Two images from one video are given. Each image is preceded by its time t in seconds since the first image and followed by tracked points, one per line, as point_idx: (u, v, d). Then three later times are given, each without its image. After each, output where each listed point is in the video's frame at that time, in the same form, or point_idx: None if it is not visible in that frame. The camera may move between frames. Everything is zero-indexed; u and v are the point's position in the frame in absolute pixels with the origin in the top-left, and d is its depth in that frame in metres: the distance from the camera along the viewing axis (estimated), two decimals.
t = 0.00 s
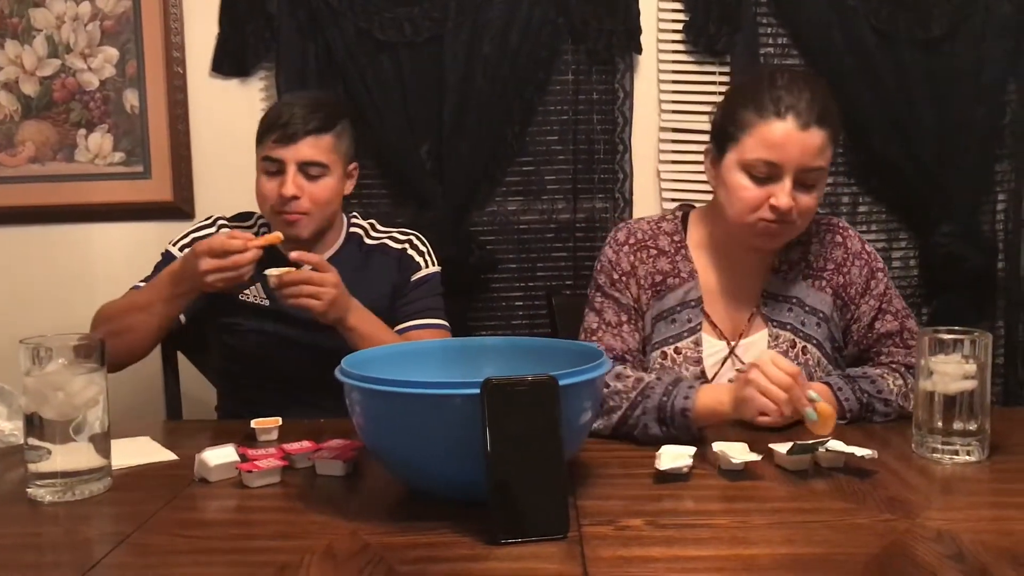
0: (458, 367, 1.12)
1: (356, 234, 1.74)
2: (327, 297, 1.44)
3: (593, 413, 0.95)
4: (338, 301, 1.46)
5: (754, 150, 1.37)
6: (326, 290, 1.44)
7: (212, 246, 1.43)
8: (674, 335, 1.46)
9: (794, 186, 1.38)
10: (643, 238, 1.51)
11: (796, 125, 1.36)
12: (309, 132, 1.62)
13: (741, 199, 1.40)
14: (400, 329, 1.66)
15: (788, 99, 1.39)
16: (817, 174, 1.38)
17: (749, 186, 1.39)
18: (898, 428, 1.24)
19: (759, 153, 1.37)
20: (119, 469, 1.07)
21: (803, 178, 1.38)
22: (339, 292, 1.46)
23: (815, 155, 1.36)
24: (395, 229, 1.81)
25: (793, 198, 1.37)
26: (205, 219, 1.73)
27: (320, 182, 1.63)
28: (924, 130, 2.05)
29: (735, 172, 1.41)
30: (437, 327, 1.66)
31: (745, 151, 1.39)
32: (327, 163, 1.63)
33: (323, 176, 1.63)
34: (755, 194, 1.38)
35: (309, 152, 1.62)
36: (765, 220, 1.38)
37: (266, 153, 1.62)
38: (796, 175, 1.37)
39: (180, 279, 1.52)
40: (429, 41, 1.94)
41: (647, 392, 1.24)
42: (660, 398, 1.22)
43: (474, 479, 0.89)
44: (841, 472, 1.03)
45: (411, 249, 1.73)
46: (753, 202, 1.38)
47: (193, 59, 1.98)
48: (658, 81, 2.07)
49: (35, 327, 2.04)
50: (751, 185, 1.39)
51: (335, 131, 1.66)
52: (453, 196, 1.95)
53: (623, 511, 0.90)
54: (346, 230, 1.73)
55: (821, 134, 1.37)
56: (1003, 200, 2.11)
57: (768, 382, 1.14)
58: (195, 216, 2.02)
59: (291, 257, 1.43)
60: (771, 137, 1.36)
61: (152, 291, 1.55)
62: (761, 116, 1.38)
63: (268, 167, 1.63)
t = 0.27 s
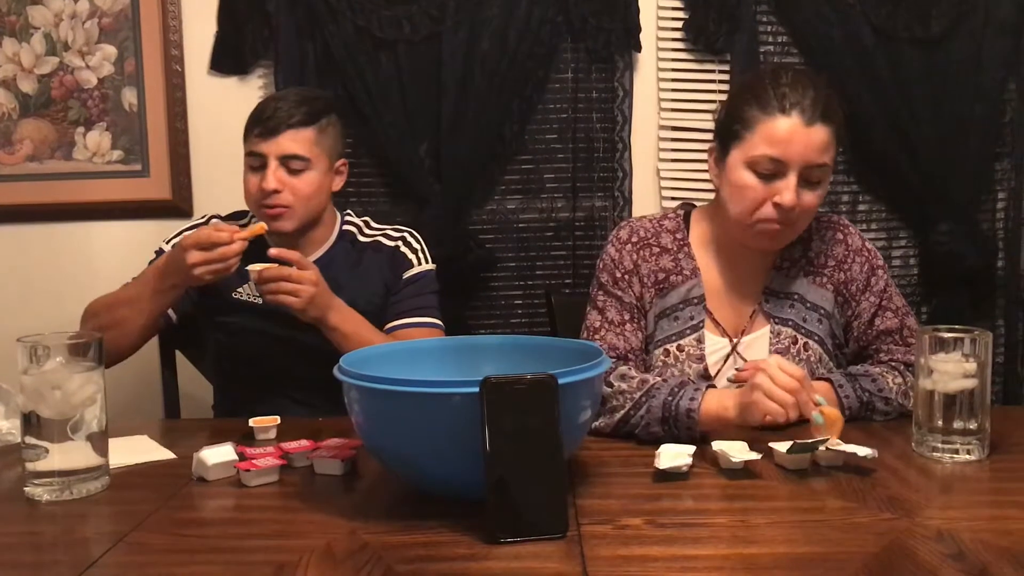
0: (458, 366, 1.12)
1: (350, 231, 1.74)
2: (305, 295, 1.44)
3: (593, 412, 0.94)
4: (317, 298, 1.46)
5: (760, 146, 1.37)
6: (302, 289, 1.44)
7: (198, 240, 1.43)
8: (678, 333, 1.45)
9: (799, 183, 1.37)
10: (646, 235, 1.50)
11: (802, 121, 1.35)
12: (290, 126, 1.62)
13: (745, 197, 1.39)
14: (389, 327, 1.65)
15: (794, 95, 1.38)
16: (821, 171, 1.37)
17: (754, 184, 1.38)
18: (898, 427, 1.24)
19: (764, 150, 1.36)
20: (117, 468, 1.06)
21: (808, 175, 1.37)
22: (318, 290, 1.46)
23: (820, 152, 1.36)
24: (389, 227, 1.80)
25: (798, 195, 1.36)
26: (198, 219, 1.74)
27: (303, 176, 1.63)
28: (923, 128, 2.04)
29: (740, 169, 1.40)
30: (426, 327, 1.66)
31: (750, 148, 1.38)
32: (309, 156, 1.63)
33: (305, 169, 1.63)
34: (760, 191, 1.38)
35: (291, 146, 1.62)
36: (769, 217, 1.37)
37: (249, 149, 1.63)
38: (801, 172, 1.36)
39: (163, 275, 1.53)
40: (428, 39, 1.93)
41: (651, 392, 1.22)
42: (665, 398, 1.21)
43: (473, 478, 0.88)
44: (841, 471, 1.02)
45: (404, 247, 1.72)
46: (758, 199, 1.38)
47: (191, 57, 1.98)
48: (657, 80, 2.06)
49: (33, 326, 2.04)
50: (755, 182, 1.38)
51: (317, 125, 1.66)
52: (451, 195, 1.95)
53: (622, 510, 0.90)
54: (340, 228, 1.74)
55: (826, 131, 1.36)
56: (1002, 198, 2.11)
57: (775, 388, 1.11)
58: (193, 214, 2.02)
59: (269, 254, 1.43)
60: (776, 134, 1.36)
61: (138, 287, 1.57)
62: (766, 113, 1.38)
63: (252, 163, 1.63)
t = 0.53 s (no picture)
0: (458, 365, 1.12)
1: (350, 233, 1.74)
2: (302, 295, 1.44)
3: (593, 412, 0.95)
4: (315, 299, 1.46)
5: (750, 139, 1.38)
6: (301, 291, 1.44)
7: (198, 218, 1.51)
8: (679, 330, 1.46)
9: (792, 175, 1.38)
10: (642, 235, 1.51)
11: (791, 113, 1.37)
12: (278, 120, 1.64)
13: (739, 191, 1.40)
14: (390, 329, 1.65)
15: (782, 89, 1.40)
16: (814, 162, 1.37)
17: (747, 177, 1.39)
18: (897, 426, 1.24)
19: (755, 142, 1.38)
20: (117, 467, 1.07)
21: (801, 166, 1.37)
22: (316, 290, 1.46)
23: (811, 142, 1.36)
24: (390, 227, 1.80)
25: (790, 185, 1.37)
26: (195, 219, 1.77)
27: (291, 169, 1.64)
28: (922, 128, 2.05)
29: (733, 165, 1.41)
30: (427, 327, 1.66)
31: (742, 142, 1.39)
32: (297, 150, 1.65)
33: (293, 163, 1.64)
34: (753, 184, 1.39)
35: (277, 139, 1.63)
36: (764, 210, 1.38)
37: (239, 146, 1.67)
38: (793, 164, 1.37)
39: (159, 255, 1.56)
40: (427, 39, 1.93)
41: (645, 394, 1.22)
42: (659, 405, 1.20)
43: (473, 477, 0.88)
44: (840, 471, 1.02)
45: (405, 247, 1.72)
46: (751, 192, 1.39)
47: (191, 56, 1.98)
48: (657, 80, 2.06)
49: (33, 325, 2.04)
50: (748, 176, 1.39)
51: (307, 120, 1.68)
52: (451, 194, 1.95)
53: (622, 510, 0.90)
54: (340, 228, 1.74)
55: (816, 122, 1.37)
56: (1002, 198, 2.11)
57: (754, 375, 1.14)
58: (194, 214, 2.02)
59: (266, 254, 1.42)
60: (765, 127, 1.37)
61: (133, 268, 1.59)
62: (756, 107, 1.39)
63: (243, 159, 1.66)
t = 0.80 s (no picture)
0: (459, 365, 1.12)
1: (354, 234, 1.74)
2: (310, 298, 1.45)
3: (593, 412, 0.95)
4: (322, 302, 1.46)
5: (752, 150, 1.39)
6: (309, 294, 1.44)
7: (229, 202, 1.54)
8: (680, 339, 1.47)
9: (797, 185, 1.38)
10: (652, 242, 1.52)
11: (793, 124, 1.37)
12: (281, 116, 1.65)
13: (743, 200, 1.40)
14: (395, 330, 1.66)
15: (785, 100, 1.41)
16: (818, 171, 1.38)
17: (751, 187, 1.40)
18: (897, 427, 1.24)
19: (759, 152, 1.38)
20: (119, 467, 1.07)
21: (805, 176, 1.38)
22: (323, 293, 1.47)
23: (814, 152, 1.37)
24: (395, 229, 1.80)
25: (795, 195, 1.37)
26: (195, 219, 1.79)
27: (293, 165, 1.65)
28: (922, 128, 2.05)
29: (737, 175, 1.42)
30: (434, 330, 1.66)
31: (745, 153, 1.40)
32: (298, 146, 1.65)
33: (295, 159, 1.65)
34: (757, 194, 1.39)
35: (279, 135, 1.65)
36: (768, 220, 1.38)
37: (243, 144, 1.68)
38: (797, 173, 1.37)
39: (176, 232, 1.58)
40: (428, 39, 1.93)
41: (643, 396, 1.22)
42: (657, 405, 1.20)
43: (474, 477, 0.89)
44: (841, 471, 1.03)
45: (409, 250, 1.72)
46: (756, 202, 1.39)
47: (192, 57, 1.98)
48: (658, 80, 2.07)
49: (34, 325, 2.04)
50: (752, 186, 1.40)
51: (309, 117, 1.68)
52: (452, 195, 1.95)
53: (622, 510, 0.90)
54: (344, 229, 1.74)
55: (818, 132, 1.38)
56: (1002, 199, 2.11)
57: (738, 380, 1.12)
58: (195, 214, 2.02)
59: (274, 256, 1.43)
60: (768, 137, 1.38)
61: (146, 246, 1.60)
62: (758, 119, 1.40)
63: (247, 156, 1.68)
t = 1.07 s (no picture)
0: (459, 366, 1.12)
1: (360, 235, 1.74)
2: (321, 296, 1.45)
3: (593, 413, 0.95)
4: (332, 301, 1.46)
5: (783, 182, 1.37)
6: (319, 293, 1.44)
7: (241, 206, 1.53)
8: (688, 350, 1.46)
9: (824, 223, 1.36)
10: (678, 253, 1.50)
11: (825, 159, 1.36)
12: (281, 120, 1.65)
13: (770, 233, 1.38)
14: (400, 331, 1.66)
15: (818, 136, 1.39)
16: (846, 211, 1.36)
17: (779, 221, 1.38)
18: (897, 427, 1.24)
19: (790, 186, 1.36)
20: (119, 468, 1.07)
21: (833, 214, 1.36)
22: (334, 291, 1.47)
23: (844, 191, 1.35)
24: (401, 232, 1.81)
25: (821, 232, 1.35)
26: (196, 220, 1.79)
27: (296, 167, 1.65)
28: (923, 130, 2.05)
29: (765, 207, 1.39)
30: (437, 331, 1.66)
31: (775, 184, 1.38)
32: (300, 148, 1.65)
33: (298, 162, 1.65)
34: (785, 228, 1.37)
35: (280, 139, 1.64)
36: (795, 256, 1.36)
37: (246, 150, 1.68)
38: (826, 211, 1.36)
39: (183, 229, 1.58)
40: (428, 40, 1.94)
41: (653, 403, 1.21)
42: (666, 411, 1.20)
43: (474, 478, 0.89)
44: (841, 471, 1.03)
45: (414, 253, 1.72)
46: (783, 236, 1.37)
47: (193, 58, 1.98)
48: (658, 81, 2.07)
49: (35, 326, 2.04)
50: (780, 219, 1.37)
51: (308, 119, 1.68)
52: (452, 196, 1.95)
53: (623, 510, 0.90)
54: (350, 232, 1.74)
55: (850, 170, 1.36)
56: (1003, 200, 2.11)
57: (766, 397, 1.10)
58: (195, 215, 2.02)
59: (284, 256, 1.43)
60: (801, 171, 1.36)
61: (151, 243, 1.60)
62: (790, 151, 1.39)
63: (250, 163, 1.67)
